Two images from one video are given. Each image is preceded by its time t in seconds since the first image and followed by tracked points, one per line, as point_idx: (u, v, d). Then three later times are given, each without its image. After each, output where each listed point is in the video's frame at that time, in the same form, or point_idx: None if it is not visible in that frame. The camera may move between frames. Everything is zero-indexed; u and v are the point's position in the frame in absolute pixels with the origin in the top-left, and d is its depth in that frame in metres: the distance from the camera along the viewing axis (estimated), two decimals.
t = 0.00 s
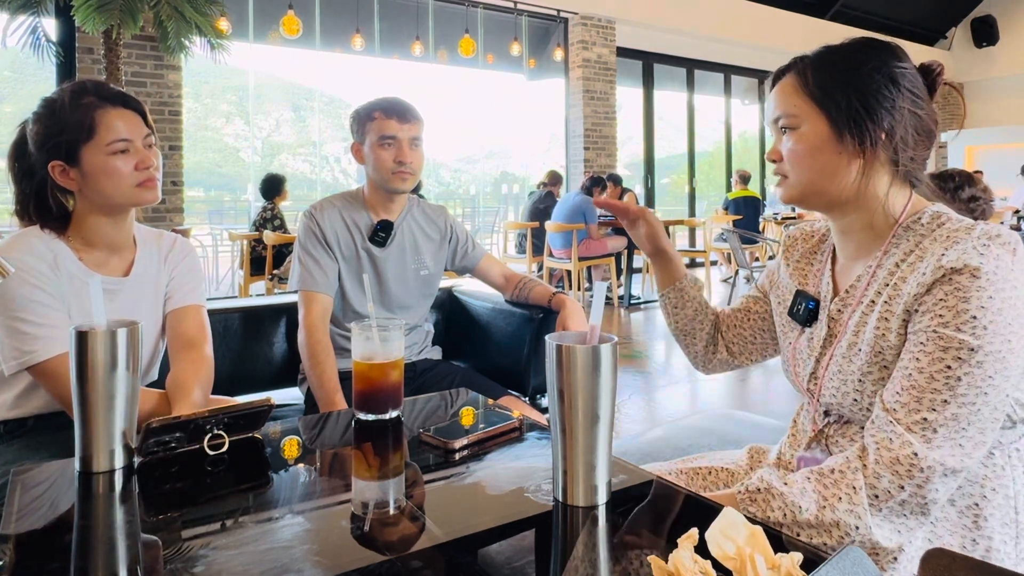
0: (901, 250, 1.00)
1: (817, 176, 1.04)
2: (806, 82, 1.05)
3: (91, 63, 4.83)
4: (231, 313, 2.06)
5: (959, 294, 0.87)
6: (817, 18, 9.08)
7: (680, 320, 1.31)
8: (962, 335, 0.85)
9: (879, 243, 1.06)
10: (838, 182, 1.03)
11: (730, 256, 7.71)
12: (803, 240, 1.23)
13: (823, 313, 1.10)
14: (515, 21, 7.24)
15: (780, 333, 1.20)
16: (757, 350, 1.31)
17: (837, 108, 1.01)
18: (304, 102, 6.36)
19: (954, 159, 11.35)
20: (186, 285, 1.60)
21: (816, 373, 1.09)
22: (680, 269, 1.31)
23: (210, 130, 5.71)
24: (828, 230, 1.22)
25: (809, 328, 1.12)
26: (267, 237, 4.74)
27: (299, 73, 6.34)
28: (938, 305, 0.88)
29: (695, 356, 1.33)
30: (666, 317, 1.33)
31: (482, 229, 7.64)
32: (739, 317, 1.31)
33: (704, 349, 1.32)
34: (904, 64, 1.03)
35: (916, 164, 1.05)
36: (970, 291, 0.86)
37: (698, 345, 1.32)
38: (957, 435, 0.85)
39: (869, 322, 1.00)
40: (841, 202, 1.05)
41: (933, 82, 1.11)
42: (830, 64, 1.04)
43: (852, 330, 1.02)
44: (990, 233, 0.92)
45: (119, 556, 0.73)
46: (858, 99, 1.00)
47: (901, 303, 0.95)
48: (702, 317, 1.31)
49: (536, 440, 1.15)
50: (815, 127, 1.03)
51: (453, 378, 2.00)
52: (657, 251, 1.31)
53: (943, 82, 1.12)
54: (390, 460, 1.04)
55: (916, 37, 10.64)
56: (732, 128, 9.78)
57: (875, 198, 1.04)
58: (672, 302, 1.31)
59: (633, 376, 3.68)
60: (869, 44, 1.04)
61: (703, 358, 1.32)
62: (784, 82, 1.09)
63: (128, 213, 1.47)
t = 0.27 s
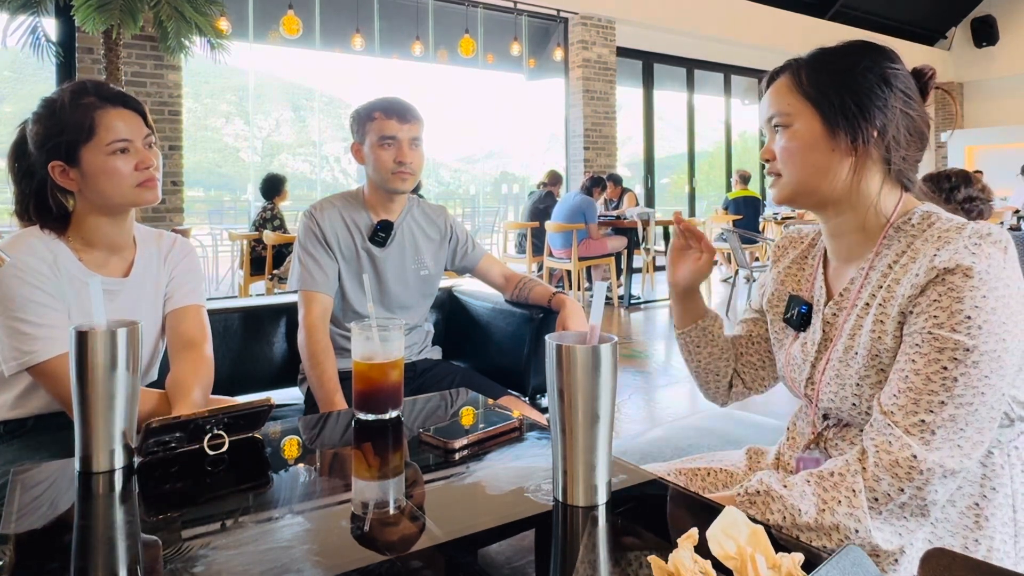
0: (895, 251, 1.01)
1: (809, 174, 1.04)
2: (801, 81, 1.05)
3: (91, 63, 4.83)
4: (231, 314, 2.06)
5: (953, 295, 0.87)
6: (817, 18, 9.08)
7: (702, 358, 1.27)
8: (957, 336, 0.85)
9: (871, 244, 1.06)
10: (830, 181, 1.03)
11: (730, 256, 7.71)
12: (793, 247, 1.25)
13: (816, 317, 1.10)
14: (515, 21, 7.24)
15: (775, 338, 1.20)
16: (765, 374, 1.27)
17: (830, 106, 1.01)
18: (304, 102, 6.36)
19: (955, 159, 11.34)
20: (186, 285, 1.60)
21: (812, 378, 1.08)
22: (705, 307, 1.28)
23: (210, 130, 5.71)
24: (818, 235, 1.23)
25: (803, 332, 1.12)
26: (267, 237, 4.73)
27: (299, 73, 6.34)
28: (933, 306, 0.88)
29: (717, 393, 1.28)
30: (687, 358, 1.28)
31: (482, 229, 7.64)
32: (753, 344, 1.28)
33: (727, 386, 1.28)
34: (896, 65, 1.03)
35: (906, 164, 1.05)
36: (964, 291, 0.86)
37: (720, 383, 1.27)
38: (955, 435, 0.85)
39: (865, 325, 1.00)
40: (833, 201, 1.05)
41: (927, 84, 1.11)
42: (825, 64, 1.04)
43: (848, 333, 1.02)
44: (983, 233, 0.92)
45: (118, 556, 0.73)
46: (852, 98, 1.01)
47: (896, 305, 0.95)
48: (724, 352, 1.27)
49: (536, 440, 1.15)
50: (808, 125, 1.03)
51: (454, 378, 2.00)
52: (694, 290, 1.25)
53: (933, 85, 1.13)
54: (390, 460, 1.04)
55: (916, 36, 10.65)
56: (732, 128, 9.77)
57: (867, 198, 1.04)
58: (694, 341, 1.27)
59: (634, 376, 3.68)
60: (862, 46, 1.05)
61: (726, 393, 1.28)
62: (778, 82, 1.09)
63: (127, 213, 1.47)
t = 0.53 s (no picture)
0: (891, 252, 1.01)
1: (806, 174, 1.04)
2: (797, 81, 1.05)
3: (91, 63, 4.82)
4: (231, 314, 2.06)
5: (951, 296, 0.87)
6: (817, 18, 9.08)
7: (700, 358, 1.26)
8: (955, 337, 0.85)
9: (868, 245, 1.06)
10: (828, 181, 1.03)
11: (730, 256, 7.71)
12: (789, 246, 1.24)
13: (813, 317, 1.11)
14: (515, 21, 7.24)
15: (772, 337, 1.20)
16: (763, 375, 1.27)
17: (828, 107, 1.01)
18: (304, 102, 6.36)
19: (955, 159, 11.33)
20: (185, 285, 1.60)
21: (810, 379, 1.08)
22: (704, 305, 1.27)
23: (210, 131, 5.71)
24: (814, 235, 1.23)
25: (800, 332, 1.13)
26: (267, 237, 4.73)
27: (299, 73, 6.34)
28: (930, 307, 0.89)
29: (716, 396, 1.27)
30: (683, 359, 1.27)
31: (482, 229, 7.63)
32: (748, 344, 1.28)
33: (725, 386, 1.27)
34: (892, 65, 1.03)
35: (902, 165, 1.05)
36: (962, 292, 0.86)
37: (718, 383, 1.27)
38: (953, 436, 0.85)
39: (863, 326, 1.00)
40: (830, 202, 1.05)
41: (923, 84, 1.11)
42: (822, 64, 1.04)
43: (846, 334, 1.02)
44: (980, 233, 0.92)
45: (119, 557, 0.73)
46: (849, 98, 1.00)
47: (894, 306, 0.95)
48: (721, 351, 1.26)
49: (536, 440, 1.15)
50: (806, 125, 1.03)
51: (453, 378, 2.00)
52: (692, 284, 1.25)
53: (928, 86, 1.13)
54: (390, 460, 1.04)
55: (916, 37, 10.65)
56: (732, 128, 9.77)
57: (864, 199, 1.04)
58: (692, 340, 1.26)
59: (634, 376, 3.68)
60: (859, 46, 1.05)
61: (724, 394, 1.27)
62: (774, 82, 1.09)
63: (127, 213, 1.47)
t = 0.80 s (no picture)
0: (890, 251, 1.01)
1: (804, 176, 1.04)
2: (791, 84, 1.05)
3: (91, 63, 4.83)
4: (231, 314, 2.06)
5: (948, 294, 0.87)
6: (817, 18, 9.08)
7: (694, 367, 1.26)
8: (953, 335, 0.85)
9: (868, 245, 1.05)
10: (826, 183, 1.03)
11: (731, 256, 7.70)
12: (791, 247, 1.24)
13: (813, 317, 1.11)
14: (515, 21, 7.24)
15: (772, 338, 1.20)
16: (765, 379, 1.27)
17: (823, 109, 1.01)
18: (304, 102, 6.36)
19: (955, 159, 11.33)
20: (185, 285, 1.60)
21: (811, 379, 1.08)
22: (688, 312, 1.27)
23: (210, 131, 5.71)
24: (814, 236, 1.22)
25: (800, 333, 1.13)
26: (267, 237, 4.73)
27: (299, 74, 6.34)
28: (928, 305, 0.89)
29: (718, 402, 1.27)
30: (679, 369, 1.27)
31: (482, 229, 7.63)
32: (749, 349, 1.28)
33: (726, 393, 1.27)
34: (886, 66, 1.03)
35: (900, 164, 1.05)
36: (959, 291, 0.86)
37: (719, 390, 1.27)
38: (952, 434, 0.85)
39: (861, 326, 1.00)
40: (829, 203, 1.05)
41: (916, 83, 1.10)
42: (815, 67, 1.04)
43: (845, 334, 1.02)
44: (977, 232, 0.92)
45: (119, 556, 0.73)
46: (843, 101, 1.00)
47: (892, 305, 0.95)
48: (715, 357, 1.27)
49: (536, 440, 1.15)
50: (802, 128, 1.03)
51: (453, 378, 2.00)
52: (665, 293, 1.26)
53: (923, 85, 1.13)
54: (390, 460, 1.04)
55: (916, 37, 10.65)
56: (732, 128, 9.77)
57: (863, 199, 1.04)
58: (682, 348, 1.26)
59: (634, 377, 3.67)
60: (851, 47, 1.05)
61: (727, 400, 1.27)
62: (769, 86, 1.09)
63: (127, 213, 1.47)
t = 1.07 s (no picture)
0: (884, 250, 1.01)
1: (796, 176, 1.04)
2: (785, 84, 1.05)
3: (91, 63, 4.83)
4: (231, 314, 2.06)
5: (941, 292, 0.87)
6: (817, 18, 9.08)
7: (721, 388, 1.26)
8: (947, 332, 0.85)
9: (862, 245, 1.05)
10: (816, 183, 1.03)
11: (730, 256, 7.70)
12: (787, 248, 1.24)
13: (809, 318, 1.11)
14: (515, 21, 7.24)
15: (770, 339, 1.20)
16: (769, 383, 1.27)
17: (815, 109, 1.01)
18: (304, 102, 6.36)
19: (955, 160, 11.32)
20: (185, 285, 1.60)
21: (806, 379, 1.08)
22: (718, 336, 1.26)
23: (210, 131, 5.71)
24: (808, 237, 1.23)
25: (796, 334, 1.13)
26: (267, 236, 4.73)
27: (299, 74, 6.35)
28: (921, 303, 0.89)
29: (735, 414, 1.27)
30: (704, 392, 1.27)
31: (482, 229, 7.63)
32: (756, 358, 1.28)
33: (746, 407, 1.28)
34: (878, 68, 1.04)
35: (891, 165, 1.05)
36: (952, 288, 0.86)
37: (738, 404, 1.27)
38: (947, 432, 0.85)
39: (856, 325, 1.00)
40: (820, 204, 1.05)
41: (908, 87, 1.10)
42: (807, 69, 1.04)
43: (839, 334, 1.03)
44: (969, 229, 0.92)
45: (118, 557, 0.73)
46: (836, 101, 1.01)
47: (886, 304, 0.95)
48: (740, 375, 1.26)
49: (536, 440, 1.15)
50: (793, 128, 1.03)
51: (453, 378, 2.00)
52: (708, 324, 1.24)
53: (914, 88, 1.14)
54: (390, 460, 1.04)
55: (916, 37, 10.65)
56: (732, 128, 9.77)
57: (854, 199, 1.04)
58: (710, 373, 1.25)
59: (633, 376, 3.68)
60: (844, 49, 1.05)
61: (747, 410, 1.28)
62: (762, 86, 1.09)
63: (127, 214, 1.47)
